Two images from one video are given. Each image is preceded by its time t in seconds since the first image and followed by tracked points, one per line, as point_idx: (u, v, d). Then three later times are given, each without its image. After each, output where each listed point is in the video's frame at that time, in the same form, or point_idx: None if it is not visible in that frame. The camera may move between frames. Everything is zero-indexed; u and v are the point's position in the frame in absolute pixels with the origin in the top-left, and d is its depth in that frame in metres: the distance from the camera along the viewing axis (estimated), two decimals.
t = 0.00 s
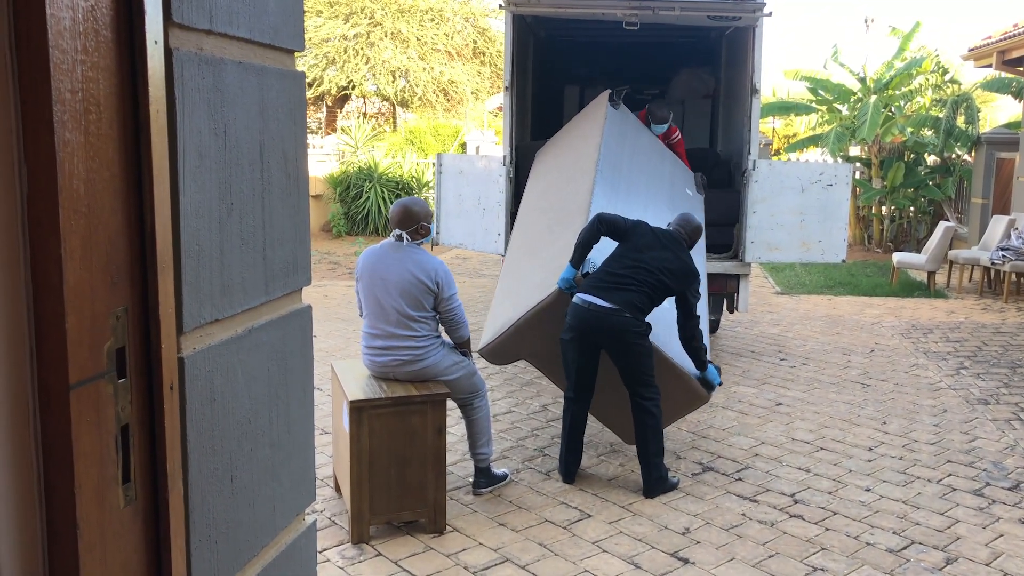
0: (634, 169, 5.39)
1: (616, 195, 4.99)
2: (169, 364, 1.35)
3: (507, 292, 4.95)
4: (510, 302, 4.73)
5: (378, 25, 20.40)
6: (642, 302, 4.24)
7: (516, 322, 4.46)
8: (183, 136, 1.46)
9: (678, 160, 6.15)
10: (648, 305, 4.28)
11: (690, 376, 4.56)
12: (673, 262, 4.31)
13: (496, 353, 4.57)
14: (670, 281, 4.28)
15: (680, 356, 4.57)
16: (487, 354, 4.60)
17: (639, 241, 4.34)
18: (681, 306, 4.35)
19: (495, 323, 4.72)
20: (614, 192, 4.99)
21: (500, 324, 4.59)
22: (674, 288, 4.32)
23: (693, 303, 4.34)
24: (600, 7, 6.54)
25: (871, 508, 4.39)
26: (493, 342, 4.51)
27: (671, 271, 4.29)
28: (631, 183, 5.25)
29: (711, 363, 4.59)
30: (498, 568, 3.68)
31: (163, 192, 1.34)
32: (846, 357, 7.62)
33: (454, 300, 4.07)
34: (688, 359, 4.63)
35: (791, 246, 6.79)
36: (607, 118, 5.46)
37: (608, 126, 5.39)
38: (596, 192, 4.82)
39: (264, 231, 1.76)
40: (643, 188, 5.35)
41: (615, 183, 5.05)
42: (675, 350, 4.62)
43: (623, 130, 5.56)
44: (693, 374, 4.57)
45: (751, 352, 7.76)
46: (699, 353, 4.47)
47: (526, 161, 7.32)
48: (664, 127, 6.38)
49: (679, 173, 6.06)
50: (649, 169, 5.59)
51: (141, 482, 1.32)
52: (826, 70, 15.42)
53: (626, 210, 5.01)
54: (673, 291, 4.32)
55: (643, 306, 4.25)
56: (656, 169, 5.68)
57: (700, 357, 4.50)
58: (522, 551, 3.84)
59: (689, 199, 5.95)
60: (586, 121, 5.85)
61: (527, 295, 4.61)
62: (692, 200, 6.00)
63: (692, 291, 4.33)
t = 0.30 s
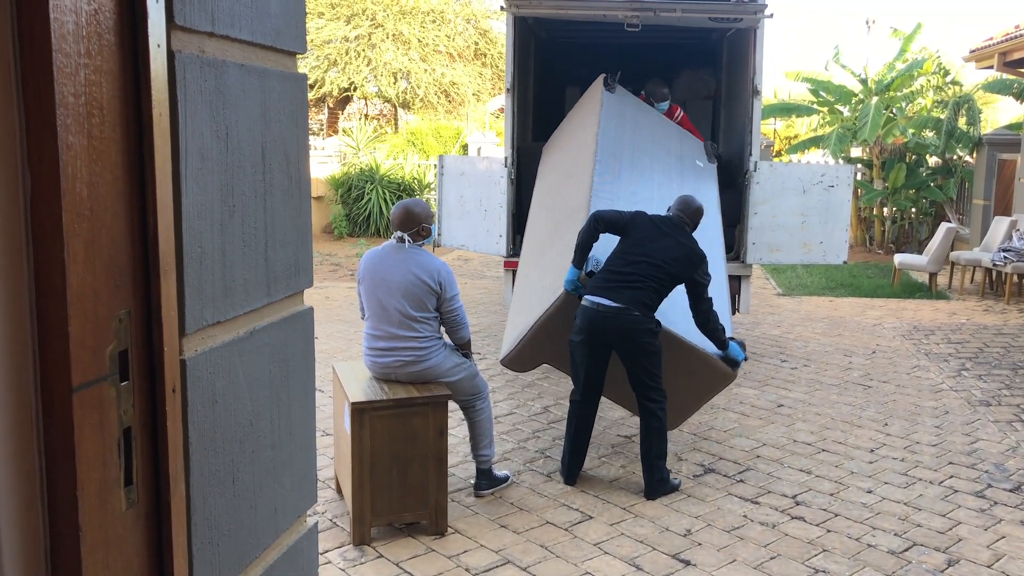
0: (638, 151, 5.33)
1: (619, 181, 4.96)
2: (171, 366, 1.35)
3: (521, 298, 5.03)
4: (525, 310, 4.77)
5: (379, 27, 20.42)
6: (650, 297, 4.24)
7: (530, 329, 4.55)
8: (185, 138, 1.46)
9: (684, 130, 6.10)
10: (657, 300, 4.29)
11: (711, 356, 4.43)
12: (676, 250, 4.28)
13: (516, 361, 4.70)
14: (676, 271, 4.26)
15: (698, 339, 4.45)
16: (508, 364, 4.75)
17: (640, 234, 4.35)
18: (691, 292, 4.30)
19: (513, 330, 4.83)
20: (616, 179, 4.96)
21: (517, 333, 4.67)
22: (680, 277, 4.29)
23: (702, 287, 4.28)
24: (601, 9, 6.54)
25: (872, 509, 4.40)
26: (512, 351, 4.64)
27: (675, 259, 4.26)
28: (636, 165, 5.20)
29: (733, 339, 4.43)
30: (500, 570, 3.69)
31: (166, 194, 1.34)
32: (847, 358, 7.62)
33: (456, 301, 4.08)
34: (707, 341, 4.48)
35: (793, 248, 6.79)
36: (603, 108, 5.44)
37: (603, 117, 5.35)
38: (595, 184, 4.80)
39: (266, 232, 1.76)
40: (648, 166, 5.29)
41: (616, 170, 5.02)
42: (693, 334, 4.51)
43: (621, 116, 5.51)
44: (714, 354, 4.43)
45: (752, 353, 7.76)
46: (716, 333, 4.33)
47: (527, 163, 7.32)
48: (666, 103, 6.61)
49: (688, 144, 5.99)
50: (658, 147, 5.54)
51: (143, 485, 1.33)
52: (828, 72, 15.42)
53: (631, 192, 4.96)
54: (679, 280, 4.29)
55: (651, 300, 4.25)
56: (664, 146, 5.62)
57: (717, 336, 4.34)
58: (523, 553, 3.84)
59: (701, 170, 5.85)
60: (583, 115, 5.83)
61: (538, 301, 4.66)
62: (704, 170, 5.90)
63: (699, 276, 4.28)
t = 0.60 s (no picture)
0: (623, 156, 5.34)
1: (604, 191, 4.93)
2: (160, 368, 1.35)
3: (532, 316, 5.06)
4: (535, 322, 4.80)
5: (374, 26, 20.40)
6: (654, 294, 4.26)
7: (542, 343, 4.58)
8: (176, 137, 1.45)
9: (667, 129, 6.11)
10: (662, 298, 4.30)
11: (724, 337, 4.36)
12: (672, 240, 4.29)
13: (535, 380, 4.71)
14: (676, 261, 4.27)
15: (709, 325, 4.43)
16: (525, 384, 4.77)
17: (634, 230, 4.35)
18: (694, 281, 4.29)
19: (527, 348, 4.85)
20: (601, 187, 4.93)
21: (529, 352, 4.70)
22: (680, 267, 4.30)
23: (704, 270, 4.27)
24: (596, 9, 6.53)
25: (865, 508, 4.40)
26: (527, 371, 4.67)
27: (673, 252, 4.27)
28: (621, 174, 5.17)
29: (744, 318, 4.35)
30: (493, 570, 3.68)
31: (154, 194, 1.34)
32: (841, 358, 7.63)
33: (447, 301, 4.07)
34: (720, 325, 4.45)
35: (787, 249, 6.79)
36: (580, 119, 5.37)
37: (581, 128, 5.28)
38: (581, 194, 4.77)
39: (258, 232, 1.76)
40: (633, 171, 5.27)
41: (600, 179, 4.98)
42: (702, 319, 4.50)
43: (601, 127, 5.45)
44: (728, 335, 4.36)
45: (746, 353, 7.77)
46: (725, 314, 4.30)
47: (522, 163, 7.33)
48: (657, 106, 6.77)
49: (671, 139, 6.03)
50: (642, 152, 5.52)
51: (131, 487, 1.32)
52: (822, 72, 15.45)
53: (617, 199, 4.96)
54: (680, 270, 4.30)
55: (656, 297, 4.27)
56: (649, 152, 5.58)
57: (727, 315, 4.29)
58: (517, 553, 3.84)
59: (691, 164, 5.88)
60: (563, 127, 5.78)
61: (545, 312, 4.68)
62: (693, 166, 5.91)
63: (699, 260, 4.27)
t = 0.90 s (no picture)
0: (608, 155, 5.35)
1: (591, 189, 4.94)
2: (150, 366, 1.34)
3: (532, 321, 5.07)
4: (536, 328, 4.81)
5: (367, 23, 20.37)
6: (648, 290, 4.26)
7: (541, 353, 4.60)
8: (167, 134, 1.45)
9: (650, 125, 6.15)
10: (656, 293, 4.30)
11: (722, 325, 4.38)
12: (661, 234, 4.30)
13: (538, 386, 4.75)
14: (668, 254, 4.28)
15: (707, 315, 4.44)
16: (532, 390, 4.77)
17: (623, 227, 4.36)
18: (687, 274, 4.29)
19: (529, 354, 4.87)
20: (587, 187, 4.94)
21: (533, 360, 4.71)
22: (672, 259, 4.31)
23: (696, 260, 4.27)
24: (588, 7, 6.53)
25: (857, 505, 4.41)
26: (530, 378, 4.71)
27: (664, 246, 4.28)
28: (608, 172, 5.18)
29: (742, 305, 4.36)
30: (487, 568, 3.68)
31: (145, 191, 1.33)
32: (834, 356, 7.65)
33: (440, 300, 4.07)
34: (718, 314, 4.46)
35: (780, 246, 6.81)
36: (562, 122, 5.40)
37: (562, 133, 5.29)
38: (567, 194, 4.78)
39: (250, 230, 1.75)
40: (619, 169, 5.28)
41: (587, 180, 4.99)
42: (700, 309, 4.51)
43: (583, 127, 5.49)
44: (726, 324, 4.37)
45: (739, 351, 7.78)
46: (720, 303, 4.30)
47: (514, 161, 7.32)
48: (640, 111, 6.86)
49: (653, 135, 6.05)
50: (628, 151, 5.53)
51: (122, 486, 1.31)
52: (815, 70, 15.49)
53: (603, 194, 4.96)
54: (673, 263, 4.31)
55: (651, 293, 4.28)
56: (633, 150, 5.59)
57: (725, 304, 4.29)
58: (510, 551, 3.84)
59: (675, 157, 5.89)
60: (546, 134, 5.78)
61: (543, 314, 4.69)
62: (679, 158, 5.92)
63: (690, 251, 4.28)
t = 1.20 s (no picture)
0: (607, 155, 5.35)
1: (590, 188, 4.94)
2: (144, 370, 1.34)
3: (520, 317, 5.04)
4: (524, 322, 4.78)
5: (362, 23, 20.36)
6: (646, 293, 4.27)
7: (528, 346, 4.56)
8: (161, 136, 1.45)
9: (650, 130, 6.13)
10: (654, 295, 4.32)
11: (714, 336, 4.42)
12: (661, 235, 4.32)
13: (522, 380, 4.69)
14: (666, 256, 4.30)
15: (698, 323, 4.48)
16: (513, 382, 4.72)
17: (623, 227, 4.36)
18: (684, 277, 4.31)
19: (515, 349, 4.82)
20: (587, 186, 4.94)
21: (517, 351, 4.68)
22: (671, 262, 4.33)
23: (693, 264, 4.29)
24: (583, 7, 6.54)
25: (854, 502, 4.43)
26: (514, 371, 4.65)
27: (663, 249, 4.30)
28: (606, 173, 5.18)
29: (732, 316, 4.40)
30: (484, 568, 3.68)
31: (138, 194, 1.33)
32: (830, 353, 7.67)
33: (436, 300, 4.06)
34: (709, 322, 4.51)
35: (776, 243, 6.82)
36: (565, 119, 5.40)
37: (564, 130, 5.27)
38: (567, 194, 4.78)
39: (245, 231, 1.75)
40: (617, 169, 5.28)
41: (586, 179, 4.98)
42: (692, 317, 4.54)
43: (586, 125, 5.50)
44: (716, 336, 4.43)
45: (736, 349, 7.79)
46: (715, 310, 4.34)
47: (510, 161, 7.32)
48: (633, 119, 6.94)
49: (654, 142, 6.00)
50: (626, 152, 5.53)
51: (117, 490, 1.32)
52: (810, 69, 15.51)
53: (603, 196, 4.97)
54: (670, 265, 4.33)
55: (649, 294, 4.29)
56: (633, 151, 5.58)
57: (718, 311, 4.33)
58: (507, 551, 3.84)
59: (673, 164, 5.87)
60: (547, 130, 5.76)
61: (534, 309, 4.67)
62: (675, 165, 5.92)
63: (688, 255, 4.30)
